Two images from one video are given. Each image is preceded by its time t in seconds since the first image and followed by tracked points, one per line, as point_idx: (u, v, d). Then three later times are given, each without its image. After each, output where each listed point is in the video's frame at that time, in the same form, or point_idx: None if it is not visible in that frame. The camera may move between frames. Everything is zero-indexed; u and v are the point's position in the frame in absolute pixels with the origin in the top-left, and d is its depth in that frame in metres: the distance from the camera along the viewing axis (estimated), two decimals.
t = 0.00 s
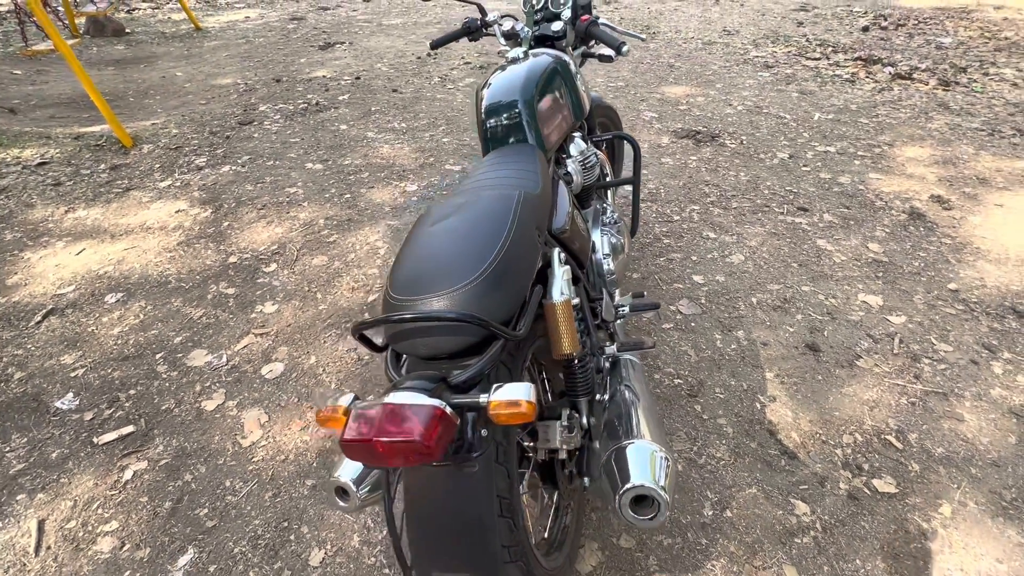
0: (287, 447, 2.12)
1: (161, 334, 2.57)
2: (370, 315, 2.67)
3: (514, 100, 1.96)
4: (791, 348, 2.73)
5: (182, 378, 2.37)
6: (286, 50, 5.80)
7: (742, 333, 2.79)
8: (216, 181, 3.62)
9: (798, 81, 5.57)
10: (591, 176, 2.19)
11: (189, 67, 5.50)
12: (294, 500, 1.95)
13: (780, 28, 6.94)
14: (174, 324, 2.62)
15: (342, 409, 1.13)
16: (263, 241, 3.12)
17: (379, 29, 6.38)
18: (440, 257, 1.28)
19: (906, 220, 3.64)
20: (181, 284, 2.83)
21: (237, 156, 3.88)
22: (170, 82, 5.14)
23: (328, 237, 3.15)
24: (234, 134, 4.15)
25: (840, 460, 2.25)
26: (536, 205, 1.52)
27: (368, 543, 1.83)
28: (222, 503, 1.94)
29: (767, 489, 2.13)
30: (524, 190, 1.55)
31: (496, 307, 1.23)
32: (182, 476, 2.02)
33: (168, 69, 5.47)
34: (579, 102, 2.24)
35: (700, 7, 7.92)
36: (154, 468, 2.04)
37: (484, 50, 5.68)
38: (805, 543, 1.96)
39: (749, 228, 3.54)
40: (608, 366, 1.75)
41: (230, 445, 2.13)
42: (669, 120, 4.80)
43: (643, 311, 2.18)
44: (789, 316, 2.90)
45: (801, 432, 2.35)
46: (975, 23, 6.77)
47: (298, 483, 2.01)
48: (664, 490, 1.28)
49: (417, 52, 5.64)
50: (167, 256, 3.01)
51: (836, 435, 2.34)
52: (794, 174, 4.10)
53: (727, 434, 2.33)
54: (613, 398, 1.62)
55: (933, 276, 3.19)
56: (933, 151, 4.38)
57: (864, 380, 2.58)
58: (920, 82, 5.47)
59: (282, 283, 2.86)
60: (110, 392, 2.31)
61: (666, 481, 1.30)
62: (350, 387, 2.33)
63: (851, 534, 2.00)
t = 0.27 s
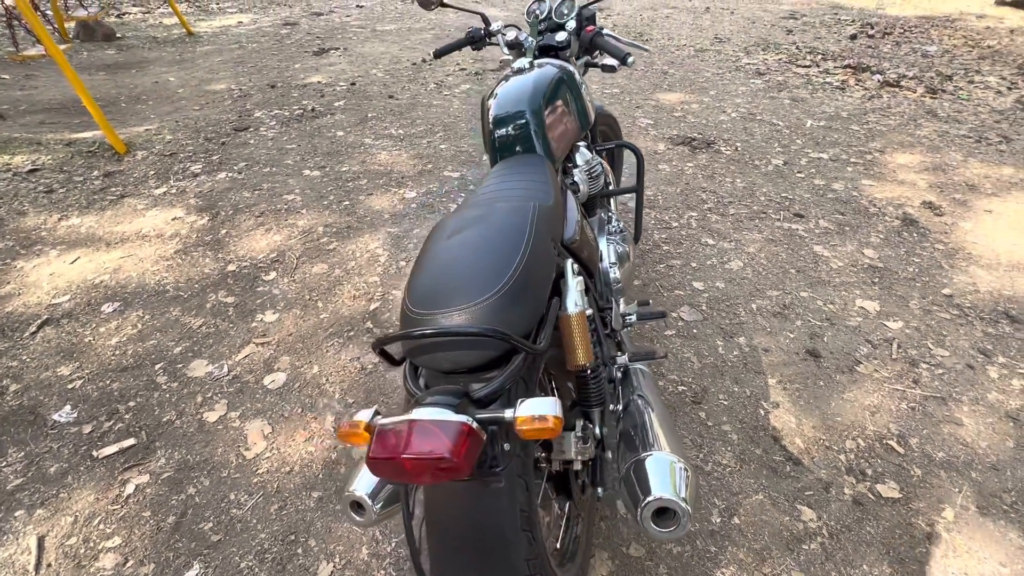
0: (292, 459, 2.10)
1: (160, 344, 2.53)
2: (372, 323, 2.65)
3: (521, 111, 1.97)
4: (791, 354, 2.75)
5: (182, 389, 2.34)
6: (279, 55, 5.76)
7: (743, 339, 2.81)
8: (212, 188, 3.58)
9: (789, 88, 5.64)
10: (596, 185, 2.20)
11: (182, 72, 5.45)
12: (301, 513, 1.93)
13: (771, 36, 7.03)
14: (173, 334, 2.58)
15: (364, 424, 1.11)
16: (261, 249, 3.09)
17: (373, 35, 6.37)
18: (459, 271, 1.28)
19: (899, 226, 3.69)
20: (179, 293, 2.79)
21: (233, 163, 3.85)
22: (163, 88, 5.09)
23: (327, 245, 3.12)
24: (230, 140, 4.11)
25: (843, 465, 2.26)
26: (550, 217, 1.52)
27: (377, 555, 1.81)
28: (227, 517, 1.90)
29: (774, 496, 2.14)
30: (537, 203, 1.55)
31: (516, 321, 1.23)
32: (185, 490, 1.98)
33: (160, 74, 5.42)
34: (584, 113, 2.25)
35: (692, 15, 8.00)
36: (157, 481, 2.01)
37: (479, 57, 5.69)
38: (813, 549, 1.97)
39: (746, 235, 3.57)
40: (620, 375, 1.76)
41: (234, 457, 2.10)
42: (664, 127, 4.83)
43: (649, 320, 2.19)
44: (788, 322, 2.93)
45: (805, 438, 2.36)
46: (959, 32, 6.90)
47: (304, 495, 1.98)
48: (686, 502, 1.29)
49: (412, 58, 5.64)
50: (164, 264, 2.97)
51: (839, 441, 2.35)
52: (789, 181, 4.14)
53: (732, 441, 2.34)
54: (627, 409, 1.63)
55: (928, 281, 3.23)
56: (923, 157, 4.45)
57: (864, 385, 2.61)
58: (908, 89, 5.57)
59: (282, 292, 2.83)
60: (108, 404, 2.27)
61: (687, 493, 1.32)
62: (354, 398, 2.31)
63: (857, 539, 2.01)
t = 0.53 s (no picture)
0: (291, 468, 2.08)
1: (156, 353, 2.50)
2: (370, 330, 2.65)
3: (522, 119, 1.98)
4: (786, 358, 2.78)
5: (179, 398, 2.32)
6: (272, 60, 5.74)
7: (739, 344, 2.84)
8: (206, 195, 3.56)
9: (779, 95, 5.71)
10: (595, 193, 2.22)
11: (173, 77, 5.42)
12: (301, 522, 1.91)
13: (760, 43, 7.12)
14: (168, 342, 2.56)
15: (373, 435, 1.11)
16: (257, 256, 3.08)
17: (366, 40, 6.37)
18: (466, 281, 1.28)
19: (888, 231, 3.75)
20: (174, 301, 2.77)
21: (226, 169, 3.82)
22: (154, 93, 5.05)
23: (324, 252, 3.11)
24: (223, 146, 4.09)
25: (840, 469, 2.29)
26: (554, 227, 1.53)
27: (379, 564, 1.80)
28: (226, 528, 1.88)
29: (772, 500, 2.16)
30: (540, 213, 1.56)
31: (524, 331, 1.23)
32: (183, 501, 1.96)
33: (151, 79, 5.38)
34: (582, 122, 2.27)
35: (682, 21, 8.09)
36: (154, 492, 1.99)
37: (472, 63, 5.71)
38: (811, 552, 1.99)
39: (740, 240, 3.60)
40: (622, 382, 1.77)
41: (232, 467, 2.08)
42: (657, 133, 4.88)
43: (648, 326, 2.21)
44: (783, 327, 2.96)
45: (801, 442, 2.39)
46: (943, 40, 7.04)
47: (304, 504, 1.97)
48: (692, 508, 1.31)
49: (406, 63, 5.64)
50: (158, 272, 2.94)
51: (835, 444, 2.38)
52: (780, 187, 4.19)
53: (730, 446, 2.36)
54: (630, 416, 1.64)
55: (917, 285, 3.28)
56: (910, 163, 4.53)
57: (858, 389, 2.64)
58: (895, 96, 5.66)
59: (279, 299, 2.81)
60: (103, 414, 2.24)
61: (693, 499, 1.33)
62: (353, 406, 2.30)
63: (855, 542, 2.03)
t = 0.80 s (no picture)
0: (286, 473, 2.06)
1: (148, 357, 2.48)
2: (365, 333, 2.64)
3: (518, 122, 1.98)
4: (780, 359, 2.80)
5: (172, 403, 2.29)
6: (264, 63, 5.72)
7: (734, 346, 2.86)
8: (198, 198, 3.53)
9: (770, 98, 5.76)
10: (591, 196, 2.23)
11: (165, 80, 5.38)
12: (297, 527, 1.89)
13: (750, 47, 7.19)
14: (160, 346, 2.53)
15: (372, 437, 1.10)
16: (250, 259, 3.06)
17: (359, 43, 6.36)
18: (464, 282, 1.28)
19: (879, 233, 3.79)
20: (166, 305, 2.74)
21: (219, 172, 3.80)
22: (145, 95, 5.01)
23: (318, 255, 3.10)
24: (215, 149, 4.07)
25: (834, 468, 2.30)
26: (551, 229, 1.53)
27: (376, 568, 1.79)
28: (221, 533, 1.86)
29: (768, 500, 2.17)
30: (538, 215, 1.56)
31: (523, 333, 1.23)
32: (177, 507, 1.94)
33: (142, 82, 5.34)
34: (578, 124, 2.28)
35: (673, 25, 8.15)
36: (147, 498, 1.96)
37: (465, 66, 5.71)
38: (808, 552, 2.00)
39: (733, 242, 3.63)
40: (619, 384, 1.77)
41: (227, 472, 2.06)
42: (650, 136, 4.91)
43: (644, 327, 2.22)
44: (777, 328, 2.98)
45: (796, 442, 2.40)
46: (929, 44, 7.13)
47: (300, 509, 1.95)
48: (691, 508, 1.31)
49: (399, 67, 5.64)
50: (150, 275, 2.91)
51: (830, 444, 2.40)
52: (772, 189, 4.23)
53: (726, 446, 2.37)
54: (628, 417, 1.64)
55: (908, 286, 3.31)
56: (899, 166, 4.58)
57: (851, 389, 2.66)
58: (883, 100, 5.73)
59: (273, 302, 2.80)
60: (95, 419, 2.21)
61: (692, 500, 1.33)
62: (349, 409, 2.29)
63: (850, 541, 2.04)
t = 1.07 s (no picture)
0: (281, 475, 2.05)
1: (140, 360, 2.46)
2: (361, 335, 2.63)
3: (512, 122, 1.98)
4: (775, 359, 2.81)
5: (165, 406, 2.27)
6: (258, 65, 5.71)
7: (729, 346, 2.87)
8: (191, 200, 3.51)
9: (763, 100, 5.80)
10: (585, 196, 2.23)
11: (158, 81, 5.36)
12: (291, 530, 1.88)
13: (743, 50, 7.23)
14: (152, 349, 2.51)
15: (366, 437, 1.10)
16: (244, 261, 3.04)
17: (354, 46, 6.36)
18: (459, 281, 1.28)
19: (872, 233, 3.81)
20: (159, 307, 2.73)
21: (212, 173, 3.78)
22: (138, 97, 4.99)
23: (313, 257, 3.09)
24: (209, 151, 4.05)
25: (829, 467, 2.31)
26: (546, 228, 1.53)
27: (371, 571, 1.78)
28: (214, 537, 1.85)
29: (764, 499, 2.17)
30: (532, 214, 1.56)
31: (519, 331, 1.23)
32: (169, 510, 1.92)
33: (135, 83, 5.31)
34: (573, 125, 2.28)
35: (667, 28, 8.19)
36: (139, 502, 1.94)
37: (460, 68, 5.72)
38: (803, 550, 2.00)
39: (727, 243, 3.64)
40: (614, 383, 1.77)
41: (220, 475, 2.04)
42: (645, 137, 4.92)
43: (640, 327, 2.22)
44: (771, 328, 2.99)
45: (791, 441, 2.41)
46: (920, 47, 7.20)
47: (294, 511, 1.93)
48: (688, 507, 1.30)
49: (393, 69, 5.64)
50: (142, 278, 2.90)
51: (824, 443, 2.40)
52: (766, 190, 4.25)
53: (722, 446, 2.38)
54: (624, 417, 1.64)
55: (901, 286, 3.33)
56: (891, 167, 4.61)
57: (845, 388, 2.67)
58: (875, 102, 5.77)
59: (267, 304, 2.78)
60: (86, 423, 2.19)
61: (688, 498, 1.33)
62: (344, 411, 2.28)
63: (845, 539, 2.04)
